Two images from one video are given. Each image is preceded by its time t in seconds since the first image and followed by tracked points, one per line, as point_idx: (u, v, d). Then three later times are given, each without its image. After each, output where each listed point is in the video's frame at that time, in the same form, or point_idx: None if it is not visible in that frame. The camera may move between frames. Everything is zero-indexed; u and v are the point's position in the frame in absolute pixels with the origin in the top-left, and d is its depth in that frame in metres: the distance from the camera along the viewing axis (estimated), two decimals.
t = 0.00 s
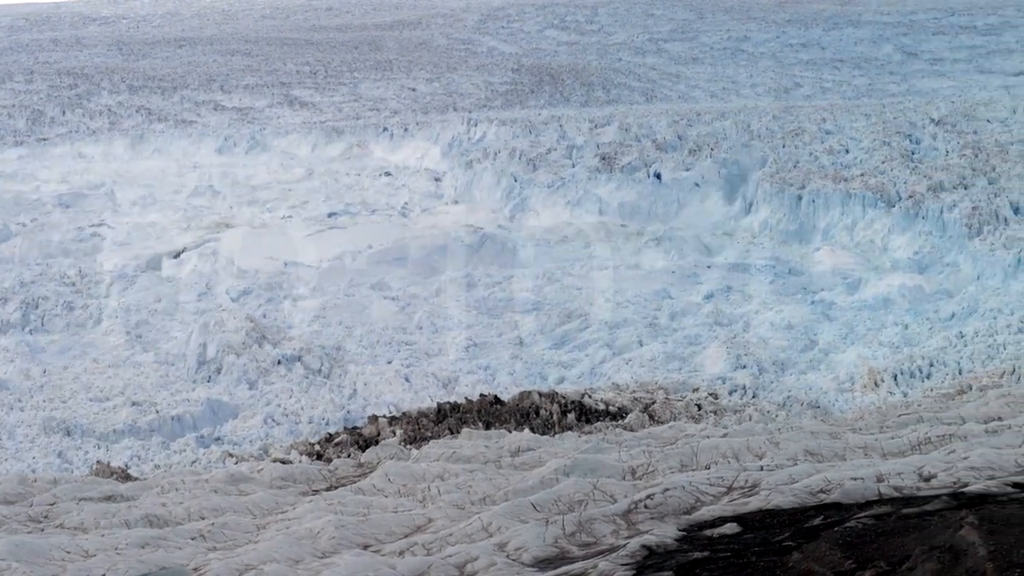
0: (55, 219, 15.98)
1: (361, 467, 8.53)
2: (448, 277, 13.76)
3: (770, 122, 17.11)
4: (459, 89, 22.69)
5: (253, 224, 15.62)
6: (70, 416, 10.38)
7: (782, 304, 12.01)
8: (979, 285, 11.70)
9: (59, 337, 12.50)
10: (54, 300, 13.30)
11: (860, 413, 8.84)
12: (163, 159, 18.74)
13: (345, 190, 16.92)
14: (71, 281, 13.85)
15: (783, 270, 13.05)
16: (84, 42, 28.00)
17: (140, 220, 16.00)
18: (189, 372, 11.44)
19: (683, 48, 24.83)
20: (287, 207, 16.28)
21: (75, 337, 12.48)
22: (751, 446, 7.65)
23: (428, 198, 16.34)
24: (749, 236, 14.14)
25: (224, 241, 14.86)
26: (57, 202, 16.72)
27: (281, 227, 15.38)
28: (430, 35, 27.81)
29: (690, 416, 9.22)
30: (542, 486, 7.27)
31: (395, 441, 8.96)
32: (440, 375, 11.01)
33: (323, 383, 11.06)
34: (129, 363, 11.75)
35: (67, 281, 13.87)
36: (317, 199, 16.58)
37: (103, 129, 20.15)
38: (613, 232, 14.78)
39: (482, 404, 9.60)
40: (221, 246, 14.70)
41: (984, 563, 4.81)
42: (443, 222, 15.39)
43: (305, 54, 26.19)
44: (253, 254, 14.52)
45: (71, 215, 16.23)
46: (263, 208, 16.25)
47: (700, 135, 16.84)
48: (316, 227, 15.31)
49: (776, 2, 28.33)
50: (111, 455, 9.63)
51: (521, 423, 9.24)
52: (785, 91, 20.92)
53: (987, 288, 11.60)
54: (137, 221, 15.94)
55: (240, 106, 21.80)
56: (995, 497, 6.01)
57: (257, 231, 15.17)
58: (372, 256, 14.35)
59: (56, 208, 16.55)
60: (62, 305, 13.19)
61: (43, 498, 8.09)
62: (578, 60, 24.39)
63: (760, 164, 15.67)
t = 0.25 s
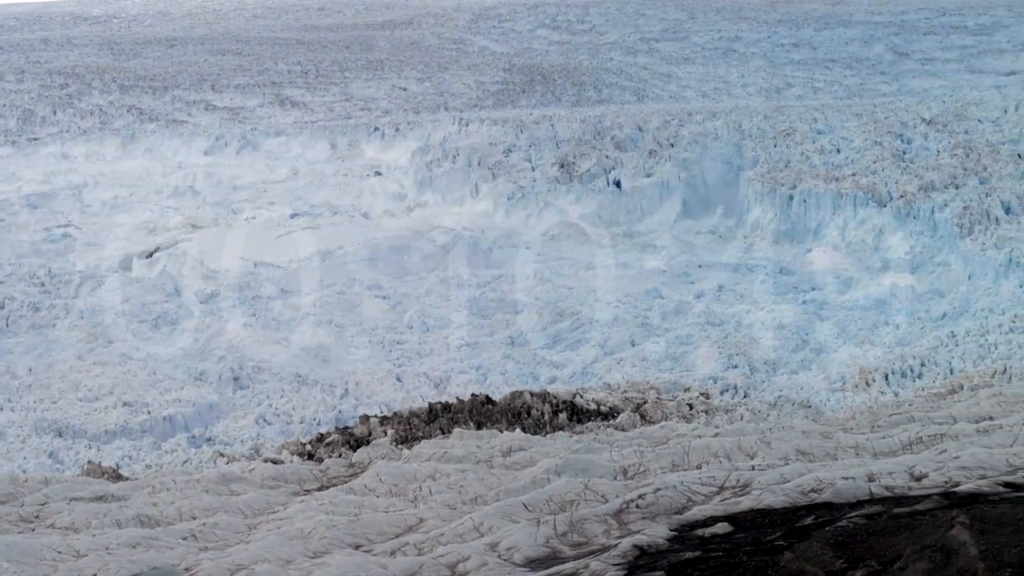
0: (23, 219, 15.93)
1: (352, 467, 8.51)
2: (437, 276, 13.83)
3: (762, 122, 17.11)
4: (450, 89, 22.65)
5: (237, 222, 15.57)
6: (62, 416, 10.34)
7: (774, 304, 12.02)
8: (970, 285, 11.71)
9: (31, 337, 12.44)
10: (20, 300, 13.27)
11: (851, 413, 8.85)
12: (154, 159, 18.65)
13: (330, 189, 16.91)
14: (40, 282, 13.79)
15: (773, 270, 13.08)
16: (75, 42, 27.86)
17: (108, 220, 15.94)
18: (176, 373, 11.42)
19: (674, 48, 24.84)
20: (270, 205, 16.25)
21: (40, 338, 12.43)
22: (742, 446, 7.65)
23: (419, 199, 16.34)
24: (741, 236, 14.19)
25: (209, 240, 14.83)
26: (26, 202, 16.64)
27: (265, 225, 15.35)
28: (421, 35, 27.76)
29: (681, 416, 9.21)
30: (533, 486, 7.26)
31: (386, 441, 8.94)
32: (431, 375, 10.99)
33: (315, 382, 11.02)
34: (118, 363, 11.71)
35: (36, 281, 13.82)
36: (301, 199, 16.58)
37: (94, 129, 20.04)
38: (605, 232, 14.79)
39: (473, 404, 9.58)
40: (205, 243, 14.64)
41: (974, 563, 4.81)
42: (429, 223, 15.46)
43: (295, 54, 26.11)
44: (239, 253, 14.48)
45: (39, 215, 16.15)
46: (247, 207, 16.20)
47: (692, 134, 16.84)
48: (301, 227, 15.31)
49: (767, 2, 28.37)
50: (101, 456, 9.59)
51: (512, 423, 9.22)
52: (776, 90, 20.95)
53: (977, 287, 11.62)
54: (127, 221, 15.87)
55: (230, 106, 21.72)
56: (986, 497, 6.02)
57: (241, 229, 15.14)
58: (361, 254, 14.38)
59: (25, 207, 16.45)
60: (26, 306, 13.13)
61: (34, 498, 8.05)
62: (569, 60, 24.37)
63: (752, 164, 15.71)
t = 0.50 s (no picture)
0: None
1: (343, 467, 8.47)
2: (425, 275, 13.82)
3: (752, 122, 17.13)
4: (440, 89, 22.63)
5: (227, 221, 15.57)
6: (52, 416, 10.29)
7: (764, 304, 12.05)
8: (960, 284, 11.73)
9: (10, 338, 12.43)
10: None
11: (842, 413, 8.85)
12: (145, 159, 18.57)
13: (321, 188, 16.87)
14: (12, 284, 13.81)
15: (763, 270, 13.12)
16: (65, 42, 27.74)
17: (82, 220, 15.95)
18: (166, 372, 11.37)
19: (664, 48, 24.88)
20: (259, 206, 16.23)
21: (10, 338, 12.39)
22: (733, 446, 7.65)
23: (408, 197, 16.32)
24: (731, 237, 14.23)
25: (195, 242, 14.81)
26: None
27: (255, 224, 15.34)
28: (412, 36, 27.74)
29: (671, 416, 9.21)
30: (524, 486, 7.25)
31: (376, 441, 8.91)
32: (422, 375, 10.96)
33: (304, 381, 10.99)
34: (106, 363, 11.66)
35: (10, 282, 13.88)
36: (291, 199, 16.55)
37: (84, 129, 19.95)
38: (594, 232, 14.79)
39: (464, 404, 9.56)
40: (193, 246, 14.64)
41: (965, 563, 4.81)
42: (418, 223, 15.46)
43: (286, 54, 26.05)
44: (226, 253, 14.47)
45: (13, 216, 16.20)
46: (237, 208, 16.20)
47: (682, 134, 16.85)
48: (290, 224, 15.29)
49: (757, 2, 28.46)
50: (92, 455, 9.53)
51: (502, 423, 9.20)
52: (767, 90, 21.00)
53: (967, 287, 11.64)
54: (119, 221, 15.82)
55: (221, 106, 21.66)
56: (976, 497, 6.02)
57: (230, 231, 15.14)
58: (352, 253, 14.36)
59: None
60: None
61: (25, 498, 8.00)
62: (559, 60, 24.39)
63: (742, 164, 15.72)
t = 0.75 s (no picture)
0: None
1: (333, 467, 8.44)
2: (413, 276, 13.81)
3: (742, 122, 17.15)
4: (430, 89, 22.60)
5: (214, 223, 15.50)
6: (42, 416, 10.23)
7: (754, 304, 12.06)
8: (949, 285, 11.68)
9: None
10: None
11: (831, 413, 8.86)
12: (135, 159, 18.51)
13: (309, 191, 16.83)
14: None
15: (753, 270, 13.16)
16: (55, 42, 27.62)
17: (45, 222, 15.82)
18: (154, 372, 11.32)
19: (654, 48, 24.91)
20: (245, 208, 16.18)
21: None
22: (722, 446, 7.66)
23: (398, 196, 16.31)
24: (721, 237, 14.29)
25: (160, 245, 14.71)
26: None
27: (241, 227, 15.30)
28: (402, 35, 27.70)
29: (661, 416, 9.21)
30: (514, 486, 7.23)
31: (367, 441, 8.88)
32: (412, 375, 10.93)
33: (293, 381, 10.94)
34: (96, 363, 11.60)
35: None
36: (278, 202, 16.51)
37: (75, 129, 19.86)
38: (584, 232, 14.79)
39: (454, 404, 9.53)
40: (179, 249, 14.58)
41: (954, 563, 4.81)
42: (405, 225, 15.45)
43: (277, 54, 25.99)
44: (212, 256, 14.42)
45: None
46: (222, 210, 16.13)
47: (671, 134, 16.86)
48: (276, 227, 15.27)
49: (748, 2, 28.51)
50: (82, 455, 9.48)
51: (492, 423, 9.18)
52: (756, 90, 21.05)
53: (956, 287, 11.60)
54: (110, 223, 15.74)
55: (211, 106, 21.60)
56: (965, 497, 6.02)
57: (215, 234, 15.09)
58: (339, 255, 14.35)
59: None
60: None
61: (15, 499, 7.95)
62: (549, 60, 24.40)
63: (731, 164, 15.71)
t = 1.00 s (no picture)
0: None
1: (324, 467, 8.42)
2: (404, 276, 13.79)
3: (733, 123, 17.16)
4: (421, 89, 22.57)
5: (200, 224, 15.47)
6: (33, 417, 10.17)
7: (745, 305, 12.11)
8: (940, 287, 11.70)
9: None
10: None
11: (821, 413, 8.87)
12: (125, 159, 18.45)
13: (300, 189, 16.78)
14: None
15: (742, 269, 13.19)
16: (45, 41, 27.47)
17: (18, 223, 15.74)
18: (145, 372, 11.28)
19: (645, 48, 24.92)
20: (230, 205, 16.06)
21: None
22: (713, 446, 7.66)
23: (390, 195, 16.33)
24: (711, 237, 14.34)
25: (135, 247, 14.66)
26: None
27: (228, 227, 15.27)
28: (392, 35, 27.65)
29: (651, 416, 9.20)
30: (504, 486, 7.22)
31: (357, 441, 8.85)
32: (403, 375, 10.91)
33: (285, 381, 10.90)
34: (87, 363, 11.56)
35: None
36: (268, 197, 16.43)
37: (64, 129, 19.76)
38: (575, 232, 14.79)
39: (444, 404, 9.51)
40: (164, 252, 14.53)
41: (945, 563, 4.82)
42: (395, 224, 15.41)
43: (267, 54, 25.91)
44: (202, 256, 14.37)
45: None
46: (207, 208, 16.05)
47: (662, 135, 16.88)
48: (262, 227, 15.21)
49: (738, 2, 28.54)
50: (73, 455, 9.43)
51: (483, 423, 9.17)
52: (747, 90, 21.08)
53: (947, 289, 11.64)
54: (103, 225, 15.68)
55: (202, 106, 21.52)
56: (956, 496, 6.02)
57: (205, 235, 15.06)
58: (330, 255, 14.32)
59: None
60: None
61: (5, 498, 7.91)
62: (539, 60, 24.38)
63: (722, 164, 15.69)
